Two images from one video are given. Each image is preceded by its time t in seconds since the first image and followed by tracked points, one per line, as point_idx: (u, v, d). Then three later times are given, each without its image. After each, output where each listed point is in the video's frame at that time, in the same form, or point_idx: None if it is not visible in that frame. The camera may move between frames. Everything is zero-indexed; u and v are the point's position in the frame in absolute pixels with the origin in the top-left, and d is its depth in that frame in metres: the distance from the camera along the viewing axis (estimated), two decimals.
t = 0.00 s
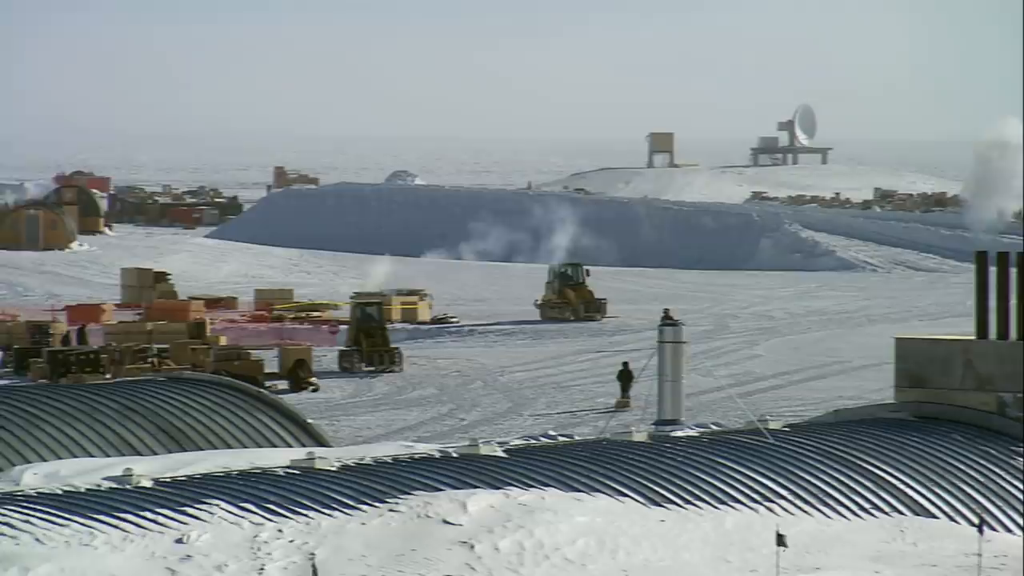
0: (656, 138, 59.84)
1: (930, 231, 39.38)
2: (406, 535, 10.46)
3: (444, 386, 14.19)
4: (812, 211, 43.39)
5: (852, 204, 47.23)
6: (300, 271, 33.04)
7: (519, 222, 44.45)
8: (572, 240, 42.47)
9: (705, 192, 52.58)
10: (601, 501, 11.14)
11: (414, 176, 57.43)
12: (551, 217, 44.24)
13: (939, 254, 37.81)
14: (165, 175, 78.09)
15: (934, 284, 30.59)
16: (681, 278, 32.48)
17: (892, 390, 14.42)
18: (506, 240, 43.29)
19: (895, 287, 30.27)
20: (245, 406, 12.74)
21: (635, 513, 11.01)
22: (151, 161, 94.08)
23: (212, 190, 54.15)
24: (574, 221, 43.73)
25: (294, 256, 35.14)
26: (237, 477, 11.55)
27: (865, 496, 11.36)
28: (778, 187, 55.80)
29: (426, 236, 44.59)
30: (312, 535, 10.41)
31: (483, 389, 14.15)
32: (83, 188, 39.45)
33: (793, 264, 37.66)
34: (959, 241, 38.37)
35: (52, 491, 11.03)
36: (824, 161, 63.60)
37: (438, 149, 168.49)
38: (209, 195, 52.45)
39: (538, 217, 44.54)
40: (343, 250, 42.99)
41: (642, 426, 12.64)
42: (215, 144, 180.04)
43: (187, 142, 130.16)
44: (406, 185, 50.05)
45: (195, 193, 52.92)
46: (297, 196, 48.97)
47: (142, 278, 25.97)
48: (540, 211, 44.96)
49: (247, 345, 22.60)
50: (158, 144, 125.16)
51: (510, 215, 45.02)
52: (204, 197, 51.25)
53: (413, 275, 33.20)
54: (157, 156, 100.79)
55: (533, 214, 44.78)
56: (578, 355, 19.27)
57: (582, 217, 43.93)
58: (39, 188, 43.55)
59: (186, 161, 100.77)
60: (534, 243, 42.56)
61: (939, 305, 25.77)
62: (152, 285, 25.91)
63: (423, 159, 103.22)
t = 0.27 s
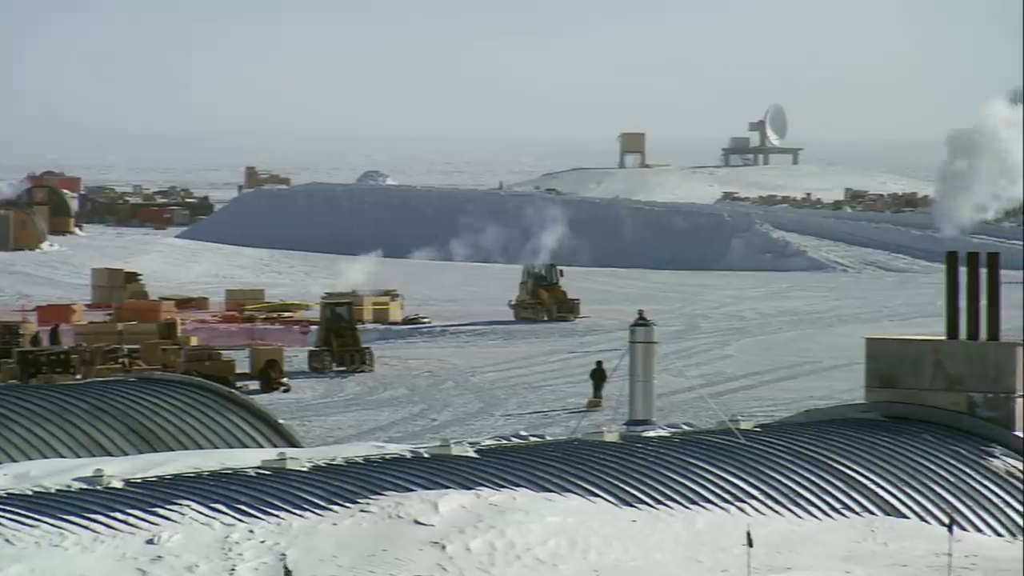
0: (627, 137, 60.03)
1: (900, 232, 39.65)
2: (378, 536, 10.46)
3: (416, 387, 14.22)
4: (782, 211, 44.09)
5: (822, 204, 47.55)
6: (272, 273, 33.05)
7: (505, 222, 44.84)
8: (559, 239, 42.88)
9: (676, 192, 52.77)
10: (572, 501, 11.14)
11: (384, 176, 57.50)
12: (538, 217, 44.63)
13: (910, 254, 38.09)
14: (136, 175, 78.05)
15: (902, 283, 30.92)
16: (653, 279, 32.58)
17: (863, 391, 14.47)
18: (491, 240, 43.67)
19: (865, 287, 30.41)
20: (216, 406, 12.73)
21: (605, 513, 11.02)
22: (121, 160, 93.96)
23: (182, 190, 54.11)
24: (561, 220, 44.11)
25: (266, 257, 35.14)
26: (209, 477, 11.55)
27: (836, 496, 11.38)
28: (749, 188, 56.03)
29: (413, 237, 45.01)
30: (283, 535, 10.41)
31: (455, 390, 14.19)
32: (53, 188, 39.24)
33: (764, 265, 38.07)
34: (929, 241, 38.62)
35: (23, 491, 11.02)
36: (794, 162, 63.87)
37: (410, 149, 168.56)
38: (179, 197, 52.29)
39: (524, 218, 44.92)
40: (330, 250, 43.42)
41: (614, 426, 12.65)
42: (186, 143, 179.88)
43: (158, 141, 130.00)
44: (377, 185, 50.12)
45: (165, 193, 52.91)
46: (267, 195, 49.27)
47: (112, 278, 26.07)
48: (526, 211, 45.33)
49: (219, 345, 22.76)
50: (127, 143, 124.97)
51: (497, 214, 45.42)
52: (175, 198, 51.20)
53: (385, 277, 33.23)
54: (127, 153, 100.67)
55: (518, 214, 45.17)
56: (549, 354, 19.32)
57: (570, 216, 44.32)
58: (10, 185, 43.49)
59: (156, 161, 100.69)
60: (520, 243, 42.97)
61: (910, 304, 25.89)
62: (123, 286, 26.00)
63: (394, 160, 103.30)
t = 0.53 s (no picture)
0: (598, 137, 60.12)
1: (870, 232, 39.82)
2: (349, 536, 10.45)
3: (386, 388, 14.25)
4: (752, 211, 44.39)
5: (792, 204, 47.73)
6: (243, 275, 33.02)
7: (490, 224, 45.02)
8: (545, 241, 43.09)
9: (647, 193, 52.85)
10: (543, 501, 11.14)
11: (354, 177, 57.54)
12: (521, 218, 44.86)
13: (879, 254, 38.21)
14: (106, 175, 77.90)
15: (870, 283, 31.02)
16: (625, 280, 32.62)
17: (832, 391, 14.52)
18: (477, 241, 43.86)
19: (836, 286, 30.48)
20: (186, 406, 12.72)
21: (576, 512, 11.01)
22: (91, 159, 93.79)
23: (153, 190, 54.04)
24: (542, 220, 44.39)
25: (236, 258, 35.10)
26: (179, 477, 11.53)
27: (806, 496, 11.39)
28: (719, 188, 56.16)
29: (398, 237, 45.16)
30: (254, 536, 10.40)
31: (426, 391, 14.23)
32: (22, 187, 39.02)
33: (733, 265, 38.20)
34: (899, 241, 38.73)
35: None
36: (765, 163, 64.03)
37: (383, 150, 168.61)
38: (149, 195, 52.27)
39: (510, 219, 45.11)
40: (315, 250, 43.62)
41: (584, 425, 12.66)
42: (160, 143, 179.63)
43: (129, 140, 129.76)
44: (349, 185, 50.12)
45: (136, 193, 52.80)
46: (238, 194, 49.29)
47: (82, 279, 26.12)
48: (511, 212, 45.52)
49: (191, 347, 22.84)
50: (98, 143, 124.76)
51: (481, 216, 45.59)
52: (146, 198, 51.14)
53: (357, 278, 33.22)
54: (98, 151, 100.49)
55: (503, 216, 45.36)
56: (519, 355, 19.36)
57: (557, 217, 44.52)
58: None
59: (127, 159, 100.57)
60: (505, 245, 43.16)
61: (880, 304, 25.96)
62: (92, 286, 26.04)
63: (366, 159, 103.31)
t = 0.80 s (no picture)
0: (568, 137, 60.19)
1: (839, 232, 39.95)
2: (318, 536, 10.43)
3: (355, 389, 14.27)
4: (721, 211, 44.63)
5: (762, 204, 47.87)
6: (212, 276, 32.98)
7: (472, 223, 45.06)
8: (528, 241, 43.15)
9: (617, 194, 52.94)
10: (513, 501, 11.13)
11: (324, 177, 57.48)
12: (499, 216, 44.93)
13: (848, 254, 38.37)
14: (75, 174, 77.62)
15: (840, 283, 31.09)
16: (595, 280, 32.67)
17: (800, 391, 14.56)
18: (462, 239, 43.88)
19: (805, 286, 30.58)
20: (155, 407, 12.69)
21: (545, 513, 11.00)
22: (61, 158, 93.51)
23: (122, 190, 53.91)
24: (514, 219, 44.51)
25: (204, 258, 35.05)
26: (147, 477, 11.50)
27: (775, 496, 11.40)
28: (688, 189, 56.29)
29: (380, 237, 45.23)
30: (222, 536, 10.38)
31: (394, 392, 14.28)
32: None
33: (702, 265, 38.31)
34: (867, 241, 38.88)
35: None
36: (733, 164, 64.21)
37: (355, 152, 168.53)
38: (118, 195, 52.12)
39: (488, 216, 45.16)
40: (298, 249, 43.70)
41: (553, 425, 12.66)
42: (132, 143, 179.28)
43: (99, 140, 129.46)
44: (319, 184, 50.09)
45: (105, 193, 52.64)
46: (208, 194, 49.31)
47: (50, 279, 26.13)
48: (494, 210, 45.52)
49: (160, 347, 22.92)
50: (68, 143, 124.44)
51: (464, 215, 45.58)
52: (114, 198, 51.00)
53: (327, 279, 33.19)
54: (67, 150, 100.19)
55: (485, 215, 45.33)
56: (485, 355, 19.40)
57: (538, 215, 44.48)
58: None
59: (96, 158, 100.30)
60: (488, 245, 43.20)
61: (848, 304, 26.04)
62: (60, 286, 26.05)
63: (338, 159, 103.23)
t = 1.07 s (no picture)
0: (538, 137, 60.32)
1: (810, 232, 40.15)
2: (288, 536, 10.42)
3: (323, 391, 14.37)
4: (692, 211, 45.02)
5: (732, 204, 48.10)
6: (183, 279, 32.98)
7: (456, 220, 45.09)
8: (514, 239, 43.16)
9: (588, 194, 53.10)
10: (483, 501, 11.12)
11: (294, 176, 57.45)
12: (480, 213, 45.00)
13: (818, 254, 38.55)
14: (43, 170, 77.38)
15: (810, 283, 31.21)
16: (565, 279, 32.76)
17: (769, 391, 14.70)
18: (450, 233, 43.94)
19: (775, 286, 30.71)
20: (124, 407, 12.68)
21: (515, 513, 10.99)
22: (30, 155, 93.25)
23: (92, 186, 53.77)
24: (491, 217, 44.66)
25: (174, 260, 35.05)
26: (117, 478, 11.47)
27: (745, 496, 11.41)
28: (659, 189, 56.49)
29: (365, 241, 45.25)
30: (192, 537, 10.37)
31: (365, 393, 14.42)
32: None
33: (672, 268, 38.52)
34: (837, 241, 39.05)
35: None
36: (703, 163, 64.46)
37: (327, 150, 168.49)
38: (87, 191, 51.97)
39: (469, 212, 45.25)
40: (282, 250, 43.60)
41: (523, 426, 12.69)
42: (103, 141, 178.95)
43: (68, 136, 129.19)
44: (289, 184, 50.15)
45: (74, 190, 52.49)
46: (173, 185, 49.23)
47: (20, 278, 26.12)
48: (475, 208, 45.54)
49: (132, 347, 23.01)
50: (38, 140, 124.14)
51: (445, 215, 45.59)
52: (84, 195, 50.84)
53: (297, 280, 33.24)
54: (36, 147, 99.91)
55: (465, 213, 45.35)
56: (456, 355, 19.46)
57: (522, 213, 44.49)
58: None
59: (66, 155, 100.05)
60: (475, 243, 43.22)
61: (818, 304, 26.13)
62: (30, 285, 26.03)
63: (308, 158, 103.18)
